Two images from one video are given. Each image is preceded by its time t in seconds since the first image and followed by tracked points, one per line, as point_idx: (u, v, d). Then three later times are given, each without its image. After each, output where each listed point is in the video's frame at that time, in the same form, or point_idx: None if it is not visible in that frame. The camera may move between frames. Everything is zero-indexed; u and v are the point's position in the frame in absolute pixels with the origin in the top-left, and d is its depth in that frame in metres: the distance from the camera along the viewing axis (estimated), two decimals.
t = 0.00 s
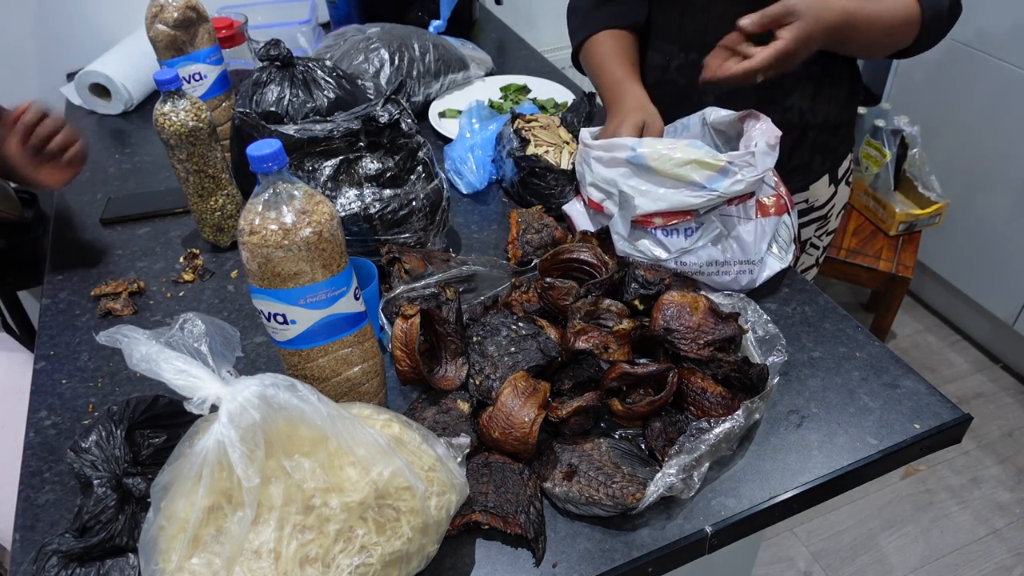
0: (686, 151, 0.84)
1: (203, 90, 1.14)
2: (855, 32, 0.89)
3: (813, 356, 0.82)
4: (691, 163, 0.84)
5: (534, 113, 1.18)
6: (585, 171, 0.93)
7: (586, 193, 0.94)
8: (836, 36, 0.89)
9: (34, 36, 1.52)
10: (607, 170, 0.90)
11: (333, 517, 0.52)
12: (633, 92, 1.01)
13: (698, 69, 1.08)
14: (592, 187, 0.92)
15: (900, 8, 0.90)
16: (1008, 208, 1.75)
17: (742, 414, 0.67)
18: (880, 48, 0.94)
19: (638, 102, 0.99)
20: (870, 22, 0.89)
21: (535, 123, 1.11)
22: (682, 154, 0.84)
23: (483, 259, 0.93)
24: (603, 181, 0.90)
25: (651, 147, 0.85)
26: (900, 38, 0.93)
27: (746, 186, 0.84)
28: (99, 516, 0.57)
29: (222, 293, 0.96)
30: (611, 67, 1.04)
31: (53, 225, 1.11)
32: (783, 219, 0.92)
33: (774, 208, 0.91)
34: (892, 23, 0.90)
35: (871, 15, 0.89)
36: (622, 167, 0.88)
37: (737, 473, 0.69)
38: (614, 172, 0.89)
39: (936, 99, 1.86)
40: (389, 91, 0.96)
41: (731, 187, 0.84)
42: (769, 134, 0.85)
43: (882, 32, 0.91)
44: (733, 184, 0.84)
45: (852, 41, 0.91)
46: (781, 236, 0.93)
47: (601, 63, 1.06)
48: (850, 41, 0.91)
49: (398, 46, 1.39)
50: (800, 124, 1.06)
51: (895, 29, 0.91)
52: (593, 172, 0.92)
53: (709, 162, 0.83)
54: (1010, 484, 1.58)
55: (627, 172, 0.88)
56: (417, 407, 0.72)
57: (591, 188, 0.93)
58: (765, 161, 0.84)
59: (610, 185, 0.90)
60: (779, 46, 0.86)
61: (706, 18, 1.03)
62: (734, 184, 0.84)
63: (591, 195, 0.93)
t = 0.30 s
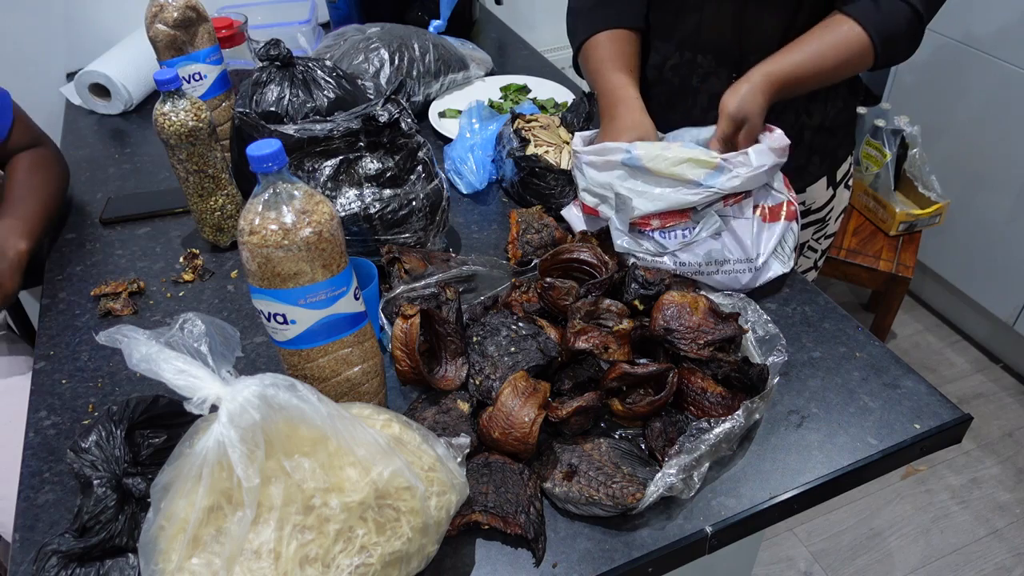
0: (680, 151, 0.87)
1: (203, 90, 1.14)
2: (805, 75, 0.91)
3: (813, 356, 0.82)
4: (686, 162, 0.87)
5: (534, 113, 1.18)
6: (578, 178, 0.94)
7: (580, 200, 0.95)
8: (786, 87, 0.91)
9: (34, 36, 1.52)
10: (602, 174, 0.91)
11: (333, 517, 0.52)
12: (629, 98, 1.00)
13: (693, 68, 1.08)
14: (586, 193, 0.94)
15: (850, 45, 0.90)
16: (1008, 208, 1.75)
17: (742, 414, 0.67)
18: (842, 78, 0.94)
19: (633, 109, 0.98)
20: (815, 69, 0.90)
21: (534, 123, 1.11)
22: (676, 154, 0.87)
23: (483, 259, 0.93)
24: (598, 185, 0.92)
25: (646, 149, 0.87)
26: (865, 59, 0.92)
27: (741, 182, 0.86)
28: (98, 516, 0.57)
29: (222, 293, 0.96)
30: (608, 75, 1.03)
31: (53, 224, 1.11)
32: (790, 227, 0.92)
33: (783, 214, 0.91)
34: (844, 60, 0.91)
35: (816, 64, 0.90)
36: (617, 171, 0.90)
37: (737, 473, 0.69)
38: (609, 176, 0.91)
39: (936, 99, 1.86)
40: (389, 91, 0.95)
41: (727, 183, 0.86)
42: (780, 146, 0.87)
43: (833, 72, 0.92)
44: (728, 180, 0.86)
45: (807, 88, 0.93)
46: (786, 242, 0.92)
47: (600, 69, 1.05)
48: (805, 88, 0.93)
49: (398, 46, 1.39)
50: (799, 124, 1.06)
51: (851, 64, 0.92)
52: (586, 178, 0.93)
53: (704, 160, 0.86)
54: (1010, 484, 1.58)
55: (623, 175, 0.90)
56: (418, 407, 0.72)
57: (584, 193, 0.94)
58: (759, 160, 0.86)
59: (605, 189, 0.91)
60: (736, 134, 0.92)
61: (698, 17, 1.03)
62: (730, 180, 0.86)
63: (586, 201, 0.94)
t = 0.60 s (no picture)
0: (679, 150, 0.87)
1: (203, 90, 1.14)
2: (814, 93, 0.92)
3: (812, 357, 0.82)
4: (685, 159, 0.87)
5: (534, 114, 1.18)
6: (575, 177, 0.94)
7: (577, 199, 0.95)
8: (797, 108, 0.93)
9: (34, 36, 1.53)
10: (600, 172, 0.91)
11: (333, 517, 0.52)
12: (621, 110, 1.00)
13: (685, 72, 1.08)
14: (582, 191, 0.93)
15: (854, 57, 0.91)
16: (1008, 208, 1.75)
17: (742, 414, 0.67)
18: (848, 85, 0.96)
19: (626, 122, 0.99)
20: (824, 86, 0.92)
21: (534, 123, 1.11)
22: (675, 151, 0.87)
23: (483, 259, 0.93)
24: (597, 182, 0.91)
25: (645, 147, 0.87)
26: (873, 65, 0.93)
27: (740, 181, 0.86)
28: (99, 516, 0.57)
29: (222, 293, 0.96)
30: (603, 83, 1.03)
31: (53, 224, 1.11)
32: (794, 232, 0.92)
33: (786, 217, 0.91)
34: (850, 71, 0.92)
35: (822, 82, 0.91)
36: (615, 169, 0.90)
37: (736, 473, 0.69)
38: (607, 174, 0.91)
39: (936, 100, 1.86)
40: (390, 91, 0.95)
41: (726, 181, 0.86)
42: (789, 161, 0.86)
43: (841, 84, 0.93)
44: (728, 178, 0.86)
45: (817, 103, 0.94)
46: (789, 244, 0.92)
47: (593, 76, 1.04)
48: (815, 104, 0.94)
49: (398, 46, 1.39)
50: (797, 125, 1.06)
51: (857, 73, 0.93)
52: (584, 177, 0.93)
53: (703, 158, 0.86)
54: (1010, 484, 1.58)
55: (621, 172, 0.90)
56: (417, 407, 0.72)
57: (581, 192, 0.93)
58: (760, 163, 0.85)
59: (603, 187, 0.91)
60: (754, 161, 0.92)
61: (691, 20, 1.03)
62: (729, 178, 0.86)
63: (583, 199, 0.93)
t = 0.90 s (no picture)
0: (689, 146, 0.87)
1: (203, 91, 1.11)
2: (810, 101, 0.92)
3: (813, 357, 0.82)
4: (694, 156, 0.87)
5: (534, 114, 1.18)
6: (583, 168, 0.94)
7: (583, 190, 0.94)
8: (792, 116, 0.93)
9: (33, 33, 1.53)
10: (609, 163, 0.92)
11: (333, 517, 0.52)
12: (628, 110, 1.00)
13: (684, 74, 1.08)
14: (590, 182, 0.93)
15: (850, 67, 0.91)
16: (1008, 208, 1.75)
17: (742, 414, 0.67)
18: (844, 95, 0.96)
19: (634, 121, 0.98)
20: (819, 97, 0.92)
21: (534, 123, 1.11)
22: (685, 147, 0.87)
23: (483, 259, 0.93)
24: (605, 174, 0.92)
25: (655, 140, 0.88)
26: (871, 74, 0.93)
27: (747, 181, 0.85)
28: (99, 516, 0.57)
29: (222, 293, 0.96)
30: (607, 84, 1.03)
31: (54, 224, 1.11)
32: (796, 233, 0.91)
33: (789, 218, 0.90)
34: (845, 82, 0.92)
35: (819, 90, 0.91)
36: (624, 161, 0.90)
37: (736, 473, 0.69)
38: (616, 166, 0.91)
39: (936, 100, 1.86)
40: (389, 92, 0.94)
41: (733, 180, 0.85)
42: (794, 160, 0.86)
43: (838, 93, 0.93)
44: (735, 177, 0.85)
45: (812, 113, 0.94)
46: (791, 247, 0.92)
47: (596, 79, 1.04)
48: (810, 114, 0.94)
49: (398, 46, 1.39)
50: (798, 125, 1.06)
51: (853, 84, 0.93)
52: (592, 168, 0.93)
53: (711, 155, 0.86)
54: (1010, 484, 1.58)
55: (630, 164, 0.90)
56: (418, 407, 0.72)
57: (588, 183, 0.93)
58: (768, 164, 0.85)
59: (611, 178, 0.91)
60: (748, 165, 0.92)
61: (690, 22, 1.03)
62: (736, 177, 0.85)
63: (589, 190, 0.93)
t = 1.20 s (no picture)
0: (705, 130, 0.86)
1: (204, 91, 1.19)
2: (816, 107, 0.92)
3: (813, 356, 0.82)
4: (709, 138, 0.86)
5: (534, 114, 1.18)
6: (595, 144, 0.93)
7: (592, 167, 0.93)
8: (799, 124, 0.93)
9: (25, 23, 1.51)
10: (621, 140, 0.90)
11: (333, 517, 0.52)
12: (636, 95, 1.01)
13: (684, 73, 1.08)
14: (600, 159, 0.92)
15: (853, 72, 0.91)
16: (1008, 208, 1.75)
17: (742, 414, 0.67)
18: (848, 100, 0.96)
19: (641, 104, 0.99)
20: (824, 103, 0.92)
21: (534, 123, 1.11)
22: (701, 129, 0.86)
23: (483, 259, 0.93)
24: (617, 150, 0.91)
25: (672, 120, 0.87)
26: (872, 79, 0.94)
27: (760, 168, 0.84)
28: (98, 516, 0.57)
29: (222, 293, 0.96)
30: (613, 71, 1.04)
31: (53, 224, 1.11)
32: (799, 232, 0.92)
33: (790, 216, 0.90)
34: (849, 86, 0.92)
35: (824, 96, 0.91)
36: (638, 139, 0.89)
37: (736, 473, 0.69)
38: (629, 143, 0.90)
39: (936, 100, 1.86)
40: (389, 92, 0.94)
41: (746, 166, 0.84)
42: (802, 159, 0.85)
43: (842, 99, 0.93)
44: (748, 163, 0.84)
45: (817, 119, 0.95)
46: (794, 244, 0.92)
47: (604, 66, 1.05)
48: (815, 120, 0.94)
49: (398, 46, 1.39)
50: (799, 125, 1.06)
51: (855, 89, 0.93)
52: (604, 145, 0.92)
53: (727, 139, 0.85)
54: (1010, 484, 1.58)
55: (644, 142, 0.89)
56: (417, 407, 0.72)
57: (598, 160, 0.92)
58: (781, 154, 0.84)
59: (623, 154, 0.90)
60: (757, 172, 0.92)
61: (690, 22, 1.03)
62: (749, 163, 0.84)
63: (599, 167, 0.92)
